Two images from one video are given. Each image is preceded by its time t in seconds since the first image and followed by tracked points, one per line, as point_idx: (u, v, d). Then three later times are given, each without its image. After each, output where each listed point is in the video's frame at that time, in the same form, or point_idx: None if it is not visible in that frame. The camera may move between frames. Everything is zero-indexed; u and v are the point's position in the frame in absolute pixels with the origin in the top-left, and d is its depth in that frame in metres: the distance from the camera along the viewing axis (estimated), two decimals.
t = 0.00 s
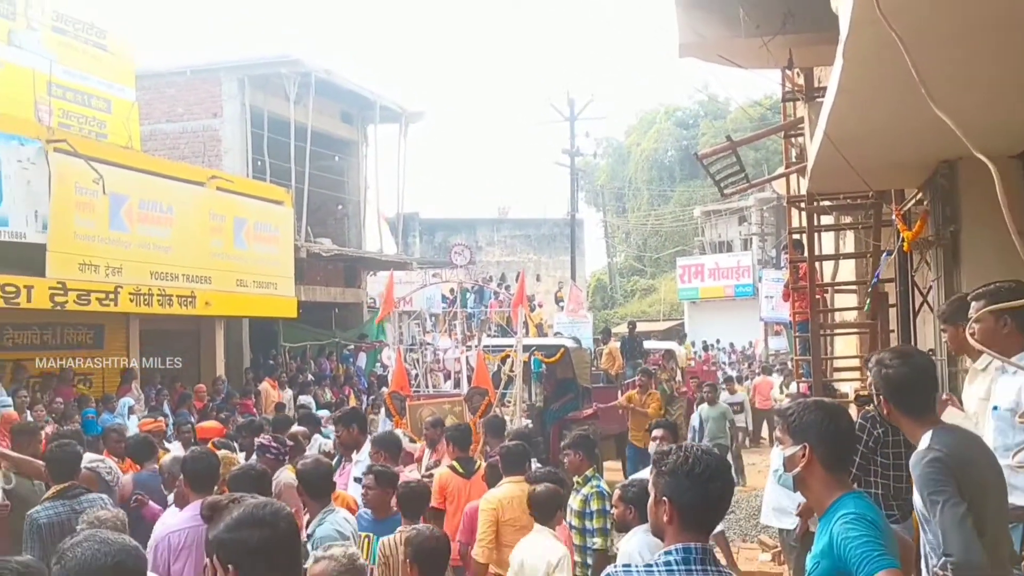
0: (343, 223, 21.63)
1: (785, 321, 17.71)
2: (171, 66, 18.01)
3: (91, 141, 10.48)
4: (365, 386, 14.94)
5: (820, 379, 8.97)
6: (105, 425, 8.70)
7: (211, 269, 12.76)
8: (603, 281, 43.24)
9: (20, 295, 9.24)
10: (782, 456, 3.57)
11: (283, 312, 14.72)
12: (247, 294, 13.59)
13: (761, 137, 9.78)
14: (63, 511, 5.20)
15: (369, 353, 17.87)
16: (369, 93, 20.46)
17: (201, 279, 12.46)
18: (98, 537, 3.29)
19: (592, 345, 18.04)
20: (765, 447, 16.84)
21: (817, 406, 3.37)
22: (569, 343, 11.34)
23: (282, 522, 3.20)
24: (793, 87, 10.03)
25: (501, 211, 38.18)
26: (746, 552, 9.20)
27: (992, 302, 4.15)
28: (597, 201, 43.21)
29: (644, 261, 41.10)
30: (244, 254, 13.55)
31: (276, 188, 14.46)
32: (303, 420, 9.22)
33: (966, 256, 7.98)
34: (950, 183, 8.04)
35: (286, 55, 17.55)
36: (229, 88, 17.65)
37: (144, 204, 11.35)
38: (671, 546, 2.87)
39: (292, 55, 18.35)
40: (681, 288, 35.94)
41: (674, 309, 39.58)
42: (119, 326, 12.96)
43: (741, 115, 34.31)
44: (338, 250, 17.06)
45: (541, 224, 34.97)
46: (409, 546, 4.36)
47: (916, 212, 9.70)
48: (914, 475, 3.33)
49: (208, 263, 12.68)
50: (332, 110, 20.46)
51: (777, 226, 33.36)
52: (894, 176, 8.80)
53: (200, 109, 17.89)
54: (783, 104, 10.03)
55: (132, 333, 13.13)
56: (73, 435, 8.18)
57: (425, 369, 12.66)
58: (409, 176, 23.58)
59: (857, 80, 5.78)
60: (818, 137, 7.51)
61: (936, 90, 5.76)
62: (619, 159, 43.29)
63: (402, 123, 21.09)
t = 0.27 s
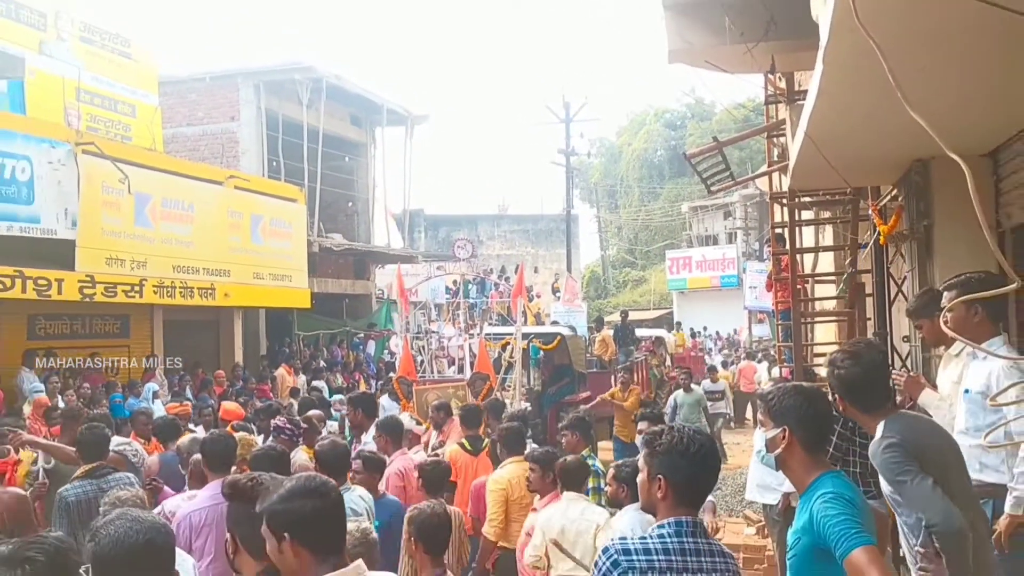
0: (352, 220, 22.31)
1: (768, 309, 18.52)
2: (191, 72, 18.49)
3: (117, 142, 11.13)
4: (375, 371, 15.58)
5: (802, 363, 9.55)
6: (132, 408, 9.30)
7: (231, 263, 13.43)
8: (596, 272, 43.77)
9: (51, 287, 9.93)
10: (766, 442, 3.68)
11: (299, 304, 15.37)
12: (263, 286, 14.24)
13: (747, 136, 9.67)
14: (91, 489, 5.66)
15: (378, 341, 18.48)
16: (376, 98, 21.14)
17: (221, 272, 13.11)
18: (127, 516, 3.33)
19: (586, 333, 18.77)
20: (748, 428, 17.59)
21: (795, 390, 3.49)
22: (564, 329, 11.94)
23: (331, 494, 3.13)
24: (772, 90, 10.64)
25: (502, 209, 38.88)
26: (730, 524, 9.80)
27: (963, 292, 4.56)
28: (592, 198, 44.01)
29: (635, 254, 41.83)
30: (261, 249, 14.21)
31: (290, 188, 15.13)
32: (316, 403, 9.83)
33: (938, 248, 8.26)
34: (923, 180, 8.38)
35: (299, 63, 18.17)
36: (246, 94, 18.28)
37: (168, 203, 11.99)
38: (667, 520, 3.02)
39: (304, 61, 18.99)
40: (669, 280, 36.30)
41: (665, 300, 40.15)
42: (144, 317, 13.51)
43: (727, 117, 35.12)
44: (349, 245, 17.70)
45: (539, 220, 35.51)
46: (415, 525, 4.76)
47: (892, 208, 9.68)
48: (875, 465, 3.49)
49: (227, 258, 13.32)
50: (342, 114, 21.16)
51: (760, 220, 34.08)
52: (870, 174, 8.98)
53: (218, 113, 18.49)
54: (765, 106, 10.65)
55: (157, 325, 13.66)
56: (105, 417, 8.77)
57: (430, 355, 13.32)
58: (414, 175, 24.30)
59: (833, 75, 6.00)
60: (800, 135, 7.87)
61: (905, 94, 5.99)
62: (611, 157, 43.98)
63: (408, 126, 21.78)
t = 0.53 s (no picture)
0: (378, 221, 22.39)
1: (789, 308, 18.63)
2: (218, 76, 18.77)
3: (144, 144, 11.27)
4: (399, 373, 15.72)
5: (824, 362, 9.57)
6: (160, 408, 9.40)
7: (256, 264, 13.54)
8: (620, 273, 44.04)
9: (81, 289, 10.10)
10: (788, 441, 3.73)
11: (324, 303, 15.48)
12: (288, 286, 14.35)
13: (768, 137, 9.72)
14: (124, 486, 5.74)
15: (403, 341, 18.58)
16: (401, 99, 21.19)
17: (247, 272, 13.24)
18: (165, 516, 3.39)
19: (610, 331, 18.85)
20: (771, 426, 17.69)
21: (813, 390, 3.51)
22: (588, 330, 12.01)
23: (395, 486, 3.30)
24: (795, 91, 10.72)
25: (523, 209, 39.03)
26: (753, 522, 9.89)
27: (985, 292, 4.47)
28: (613, 197, 44.22)
29: (658, 254, 41.90)
30: (288, 250, 14.33)
31: (315, 189, 15.22)
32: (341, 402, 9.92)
33: (960, 249, 8.32)
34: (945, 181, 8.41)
35: (325, 65, 18.16)
36: (272, 96, 18.41)
37: (195, 204, 12.11)
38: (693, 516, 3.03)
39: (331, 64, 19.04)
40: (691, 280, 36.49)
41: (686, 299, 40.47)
42: (172, 318, 13.63)
43: (748, 117, 35.01)
44: (374, 245, 17.77)
45: (562, 220, 35.67)
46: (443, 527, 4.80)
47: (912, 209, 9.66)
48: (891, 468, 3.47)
49: (253, 259, 13.43)
50: (368, 116, 21.25)
51: (782, 220, 34.07)
52: (891, 176, 9.09)
53: (244, 115, 18.78)
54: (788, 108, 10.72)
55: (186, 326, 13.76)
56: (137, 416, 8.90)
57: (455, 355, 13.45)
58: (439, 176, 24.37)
59: (857, 79, 6.05)
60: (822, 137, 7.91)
61: (929, 93, 6.03)
62: (633, 158, 43.58)
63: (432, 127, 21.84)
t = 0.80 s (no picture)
0: (402, 219, 22.42)
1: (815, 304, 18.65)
2: (243, 72, 18.58)
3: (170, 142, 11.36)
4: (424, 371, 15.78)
5: (852, 360, 9.45)
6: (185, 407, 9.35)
7: (282, 262, 13.52)
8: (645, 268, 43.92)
9: (108, 288, 10.13)
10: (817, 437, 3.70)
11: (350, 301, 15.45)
12: (315, 284, 14.32)
13: (795, 134, 9.60)
14: (155, 484, 5.68)
15: (430, 339, 18.26)
16: (427, 97, 21.17)
17: (274, 271, 13.24)
18: (197, 515, 3.41)
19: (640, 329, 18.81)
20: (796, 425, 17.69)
21: (841, 388, 3.47)
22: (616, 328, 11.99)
23: (432, 482, 3.20)
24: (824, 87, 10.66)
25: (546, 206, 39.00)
26: (781, 520, 9.86)
27: None
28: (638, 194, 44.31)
29: (683, 251, 41.67)
30: (314, 248, 14.32)
31: (341, 188, 15.21)
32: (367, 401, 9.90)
33: (988, 244, 8.13)
34: (975, 177, 8.23)
35: (352, 63, 18.12)
36: (297, 93, 18.38)
37: (221, 202, 12.15)
38: (711, 513, 2.95)
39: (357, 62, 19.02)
40: (716, 277, 36.51)
41: (711, 296, 40.35)
42: (197, 315, 13.62)
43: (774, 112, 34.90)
44: (400, 243, 17.80)
45: (588, 218, 35.77)
46: (473, 531, 4.75)
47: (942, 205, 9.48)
48: (919, 461, 3.45)
49: (279, 257, 13.44)
50: (394, 113, 21.27)
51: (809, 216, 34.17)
52: (920, 172, 8.92)
53: (269, 112, 18.65)
54: (817, 105, 10.68)
55: (210, 324, 13.76)
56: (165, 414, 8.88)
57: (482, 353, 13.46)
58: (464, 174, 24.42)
59: (886, 79, 6.00)
60: (851, 135, 7.69)
61: (961, 88, 5.98)
62: (659, 157, 43.70)
63: (458, 125, 21.83)
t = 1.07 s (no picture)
0: (426, 215, 22.46)
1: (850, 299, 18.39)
2: (267, 70, 18.68)
3: (194, 139, 11.41)
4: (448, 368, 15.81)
5: (881, 355, 9.37)
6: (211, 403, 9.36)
7: (306, 259, 13.56)
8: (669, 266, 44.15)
9: (134, 285, 10.28)
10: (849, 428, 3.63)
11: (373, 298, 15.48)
12: (339, 281, 14.36)
13: (824, 126, 9.50)
14: (186, 479, 5.71)
15: (453, 336, 18.70)
16: (450, 93, 21.15)
17: (298, 268, 13.26)
18: (224, 509, 3.47)
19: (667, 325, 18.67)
20: (825, 422, 17.54)
21: (869, 383, 3.42)
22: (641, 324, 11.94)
23: (454, 478, 3.13)
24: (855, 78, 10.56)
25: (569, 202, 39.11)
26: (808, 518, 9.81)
27: None
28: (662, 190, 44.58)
29: (709, 246, 41.67)
30: (338, 244, 14.36)
31: (366, 184, 15.21)
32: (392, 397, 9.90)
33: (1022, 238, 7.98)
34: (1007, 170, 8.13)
35: (374, 59, 18.11)
36: (321, 90, 18.42)
37: (246, 200, 12.18)
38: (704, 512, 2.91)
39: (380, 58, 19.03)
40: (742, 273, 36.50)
41: (737, 293, 40.30)
42: (222, 313, 13.68)
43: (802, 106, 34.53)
44: (423, 239, 17.80)
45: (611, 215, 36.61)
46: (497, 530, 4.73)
47: (974, 198, 9.30)
48: (961, 454, 3.43)
49: (304, 254, 13.47)
50: (418, 110, 21.28)
51: (835, 212, 33.76)
52: (953, 163, 8.78)
53: (293, 109, 18.72)
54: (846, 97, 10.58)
55: (235, 321, 13.82)
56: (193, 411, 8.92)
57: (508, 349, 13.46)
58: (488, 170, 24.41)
59: (920, 70, 5.92)
60: (881, 126, 7.60)
61: (997, 78, 5.89)
62: (683, 151, 44.34)
63: (481, 121, 21.80)
